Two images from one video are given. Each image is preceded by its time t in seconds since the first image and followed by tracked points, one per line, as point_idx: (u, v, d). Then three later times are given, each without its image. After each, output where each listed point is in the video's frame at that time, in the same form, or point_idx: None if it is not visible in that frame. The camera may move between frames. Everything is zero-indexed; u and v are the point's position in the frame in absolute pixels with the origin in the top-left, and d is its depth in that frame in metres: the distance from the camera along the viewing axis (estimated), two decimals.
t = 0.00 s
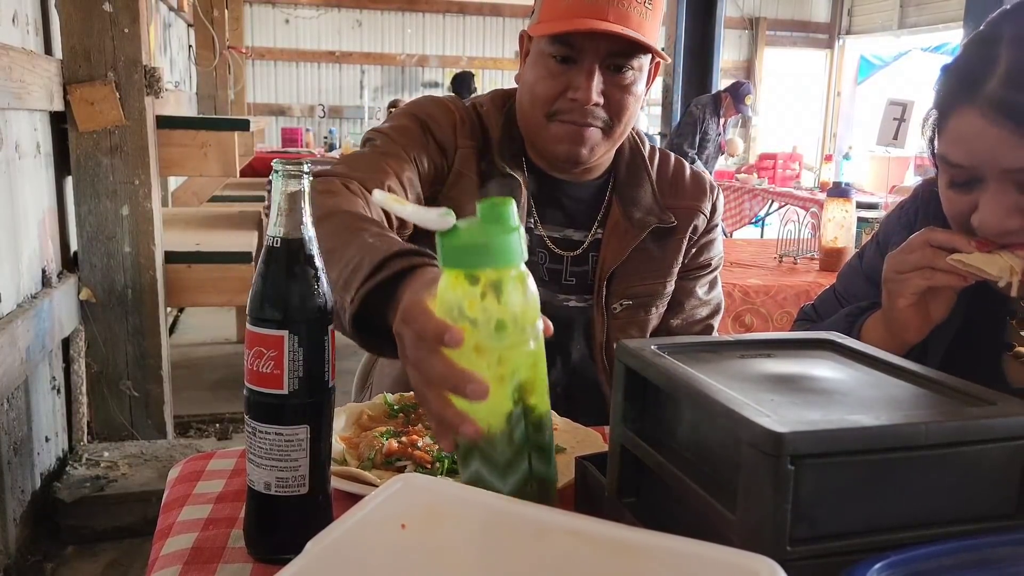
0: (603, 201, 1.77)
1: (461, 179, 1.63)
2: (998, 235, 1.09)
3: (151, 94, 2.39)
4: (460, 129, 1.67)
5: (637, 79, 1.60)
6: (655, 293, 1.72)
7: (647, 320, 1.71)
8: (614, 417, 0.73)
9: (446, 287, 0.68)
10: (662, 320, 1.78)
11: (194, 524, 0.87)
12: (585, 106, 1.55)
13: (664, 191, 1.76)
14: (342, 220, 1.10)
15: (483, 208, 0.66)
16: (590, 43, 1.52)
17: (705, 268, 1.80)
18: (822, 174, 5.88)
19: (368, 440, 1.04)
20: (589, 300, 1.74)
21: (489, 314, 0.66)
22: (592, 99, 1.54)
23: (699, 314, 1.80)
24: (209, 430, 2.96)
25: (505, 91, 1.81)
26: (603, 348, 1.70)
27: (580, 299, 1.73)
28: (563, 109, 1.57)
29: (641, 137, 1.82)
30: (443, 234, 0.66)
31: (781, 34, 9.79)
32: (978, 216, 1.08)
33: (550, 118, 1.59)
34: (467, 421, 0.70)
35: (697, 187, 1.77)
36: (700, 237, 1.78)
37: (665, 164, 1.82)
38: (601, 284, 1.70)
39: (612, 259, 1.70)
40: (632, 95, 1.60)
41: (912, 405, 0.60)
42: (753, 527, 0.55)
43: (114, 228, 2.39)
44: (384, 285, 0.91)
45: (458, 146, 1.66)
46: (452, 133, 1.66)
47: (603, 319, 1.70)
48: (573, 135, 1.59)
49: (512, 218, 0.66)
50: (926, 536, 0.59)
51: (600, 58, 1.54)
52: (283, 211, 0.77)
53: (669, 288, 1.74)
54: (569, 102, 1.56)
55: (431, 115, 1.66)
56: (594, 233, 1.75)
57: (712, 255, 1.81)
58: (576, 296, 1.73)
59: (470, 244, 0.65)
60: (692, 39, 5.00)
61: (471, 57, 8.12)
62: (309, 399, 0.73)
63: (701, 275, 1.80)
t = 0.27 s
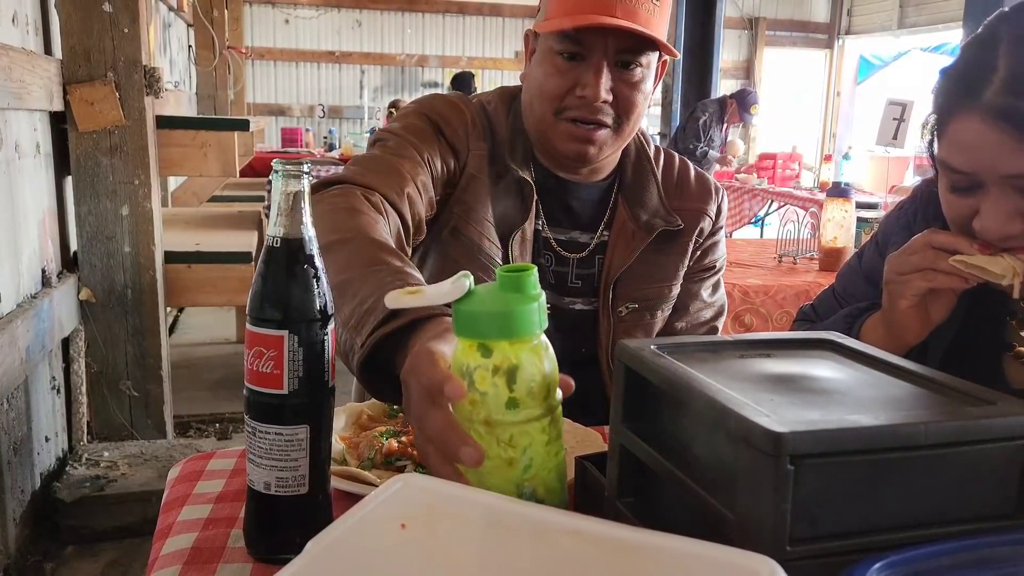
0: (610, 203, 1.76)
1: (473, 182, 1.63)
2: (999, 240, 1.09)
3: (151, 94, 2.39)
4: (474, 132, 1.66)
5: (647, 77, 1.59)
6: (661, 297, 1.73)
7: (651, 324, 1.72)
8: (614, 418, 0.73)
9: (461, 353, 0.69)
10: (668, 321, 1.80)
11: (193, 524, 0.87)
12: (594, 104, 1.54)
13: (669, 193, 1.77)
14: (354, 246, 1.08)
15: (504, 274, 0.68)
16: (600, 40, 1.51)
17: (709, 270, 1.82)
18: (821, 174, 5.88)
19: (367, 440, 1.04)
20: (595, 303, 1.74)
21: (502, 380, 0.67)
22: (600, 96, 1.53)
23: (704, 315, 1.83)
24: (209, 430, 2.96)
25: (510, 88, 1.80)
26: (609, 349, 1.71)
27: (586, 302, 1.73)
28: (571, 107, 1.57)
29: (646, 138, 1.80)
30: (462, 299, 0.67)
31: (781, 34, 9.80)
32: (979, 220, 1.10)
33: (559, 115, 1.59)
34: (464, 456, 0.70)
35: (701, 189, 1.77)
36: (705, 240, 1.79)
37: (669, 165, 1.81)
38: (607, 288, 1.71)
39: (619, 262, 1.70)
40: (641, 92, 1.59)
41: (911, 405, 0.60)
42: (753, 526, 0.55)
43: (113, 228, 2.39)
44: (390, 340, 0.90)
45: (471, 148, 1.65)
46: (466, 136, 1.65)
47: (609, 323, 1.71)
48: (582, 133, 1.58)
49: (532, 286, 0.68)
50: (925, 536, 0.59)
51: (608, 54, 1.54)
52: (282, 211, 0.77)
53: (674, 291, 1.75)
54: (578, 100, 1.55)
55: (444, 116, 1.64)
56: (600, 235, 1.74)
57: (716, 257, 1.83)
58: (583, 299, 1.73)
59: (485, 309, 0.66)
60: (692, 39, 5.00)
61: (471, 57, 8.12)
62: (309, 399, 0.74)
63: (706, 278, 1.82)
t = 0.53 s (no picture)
0: (614, 204, 1.75)
1: (473, 181, 1.63)
2: (1007, 238, 1.08)
3: (151, 94, 2.39)
4: (473, 131, 1.66)
5: (649, 84, 1.58)
6: (663, 302, 1.74)
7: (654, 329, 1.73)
8: (613, 417, 0.73)
9: (479, 350, 0.70)
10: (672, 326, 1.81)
11: (193, 524, 0.87)
12: (594, 114, 1.53)
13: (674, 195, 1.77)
14: (353, 232, 1.08)
15: (527, 277, 0.67)
16: (601, 49, 1.50)
17: (715, 274, 1.83)
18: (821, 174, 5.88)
19: (366, 440, 1.04)
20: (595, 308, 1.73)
21: (514, 380, 0.67)
22: (601, 106, 1.52)
23: (707, 322, 1.85)
24: (209, 430, 2.96)
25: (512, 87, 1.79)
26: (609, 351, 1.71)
27: (586, 307, 1.73)
28: (572, 115, 1.56)
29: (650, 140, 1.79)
30: (482, 299, 0.68)
31: (781, 34, 9.80)
32: (990, 216, 1.07)
33: (559, 122, 1.58)
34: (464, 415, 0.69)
35: (707, 194, 1.77)
36: (710, 245, 1.80)
37: (675, 167, 1.81)
38: (608, 293, 1.70)
39: (621, 267, 1.70)
40: (643, 100, 1.58)
41: (910, 405, 0.60)
42: (753, 525, 0.55)
43: (113, 228, 2.39)
44: (398, 309, 0.92)
45: (471, 148, 1.65)
46: (466, 137, 1.65)
47: (611, 327, 1.70)
48: (582, 141, 1.58)
49: (553, 290, 0.67)
50: (925, 535, 0.59)
51: (610, 63, 1.52)
52: (281, 211, 0.77)
53: (677, 297, 1.76)
54: (578, 108, 1.54)
55: (445, 115, 1.64)
56: (601, 238, 1.73)
57: (721, 262, 1.83)
58: (583, 303, 1.73)
59: (498, 309, 0.66)
60: (692, 40, 5.00)
61: (470, 57, 8.12)
62: (309, 399, 0.74)
63: (711, 283, 1.83)
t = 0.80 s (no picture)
0: (612, 205, 1.76)
1: (474, 177, 1.63)
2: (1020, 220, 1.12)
3: (150, 94, 2.39)
4: (474, 128, 1.66)
5: (648, 92, 1.58)
6: (662, 299, 1.74)
7: (654, 327, 1.74)
8: (613, 417, 0.73)
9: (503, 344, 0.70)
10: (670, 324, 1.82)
11: (193, 524, 0.87)
12: (595, 126, 1.54)
13: (672, 194, 1.77)
14: (362, 228, 1.07)
15: (561, 282, 0.66)
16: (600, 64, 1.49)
17: (713, 272, 1.84)
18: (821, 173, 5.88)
19: (367, 441, 1.04)
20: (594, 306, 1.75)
21: (530, 379, 0.68)
22: (601, 120, 1.53)
23: (707, 320, 1.85)
24: (209, 430, 2.96)
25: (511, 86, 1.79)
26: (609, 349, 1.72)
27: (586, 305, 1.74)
28: (572, 127, 1.56)
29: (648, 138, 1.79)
30: (513, 295, 0.68)
31: (781, 34, 9.80)
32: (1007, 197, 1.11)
33: (558, 132, 1.58)
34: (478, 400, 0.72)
35: (705, 194, 1.78)
36: (707, 243, 1.81)
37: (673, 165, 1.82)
38: (608, 292, 1.71)
39: (621, 265, 1.71)
40: (642, 108, 1.58)
41: (910, 406, 0.60)
42: (752, 526, 0.55)
43: (113, 228, 2.39)
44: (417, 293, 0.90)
45: (472, 144, 1.65)
46: (467, 133, 1.65)
47: (610, 325, 1.72)
48: (582, 151, 1.58)
49: (584, 297, 0.66)
50: (925, 535, 0.59)
51: (610, 76, 1.52)
52: (281, 211, 0.77)
53: (676, 295, 1.77)
54: (578, 121, 1.55)
55: (445, 112, 1.65)
56: (601, 237, 1.74)
57: (719, 260, 1.84)
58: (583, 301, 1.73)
59: (524, 311, 0.66)
60: (691, 39, 5.00)
61: (470, 57, 8.12)
62: (308, 399, 0.74)
63: (709, 281, 1.84)
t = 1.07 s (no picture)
0: (601, 195, 1.76)
1: (467, 168, 1.63)
2: None
3: (150, 94, 2.39)
4: (467, 121, 1.67)
5: (626, 81, 1.60)
6: (658, 290, 1.72)
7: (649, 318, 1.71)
8: (612, 417, 0.73)
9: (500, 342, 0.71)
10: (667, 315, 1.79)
11: (192, 524, 0.87)
12: (574, 114, 1.55)
13: (664, 187, 1.78)
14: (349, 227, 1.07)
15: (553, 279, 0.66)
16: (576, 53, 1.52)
17: (706, 263, 1.82)
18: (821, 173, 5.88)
19: (366, 441, 1.04)
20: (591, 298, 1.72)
21: (525, 378, 0.68)
22: (579, 106, 1.54)
23: (702, 310, 1.81)
24: (208, 430, 2.96)
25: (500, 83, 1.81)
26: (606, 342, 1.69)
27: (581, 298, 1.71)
28: (553, 116, 1.57)
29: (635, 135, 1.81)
30: (508, 293, 0.68)
31: (780, 34, 9.80)
32: None
33: (540, 123, 1.60)
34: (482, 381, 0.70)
35: (696, 184, 1.78)
36: (700, 233, 1.80)
37: (661, 160, 1.83)
38: (603, 284, 1.69)
39: (616, 258, 1.69)
40: (621, 97, 1.60)
41: (911, 406, 0.60)
42: (752, 526, 0.55)
43: (112, 228, 2.39)
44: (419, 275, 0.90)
45: (464, 134, 1.65)
46: (460, 125, 1.66)
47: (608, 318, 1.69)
48: (565, 140, 1.59)
49: (578, 293, 0.67)
50: (925, 535, 0.59)
51: (586, 64, 1.55)
52: (280, 211, 0.77)
53: (672, 284, 1.74)
54: (557, 110, 1.56)
55: (436, 105, 1.65)
56: (594, 228, 1.74)
57: (711, 250, 1.83)
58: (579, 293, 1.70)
59: (521, 309, 0.66)
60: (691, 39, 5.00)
61: (469, 57, 8.11)
62: (308, 399, 0.74)
63: (703, 271, 1.81)
